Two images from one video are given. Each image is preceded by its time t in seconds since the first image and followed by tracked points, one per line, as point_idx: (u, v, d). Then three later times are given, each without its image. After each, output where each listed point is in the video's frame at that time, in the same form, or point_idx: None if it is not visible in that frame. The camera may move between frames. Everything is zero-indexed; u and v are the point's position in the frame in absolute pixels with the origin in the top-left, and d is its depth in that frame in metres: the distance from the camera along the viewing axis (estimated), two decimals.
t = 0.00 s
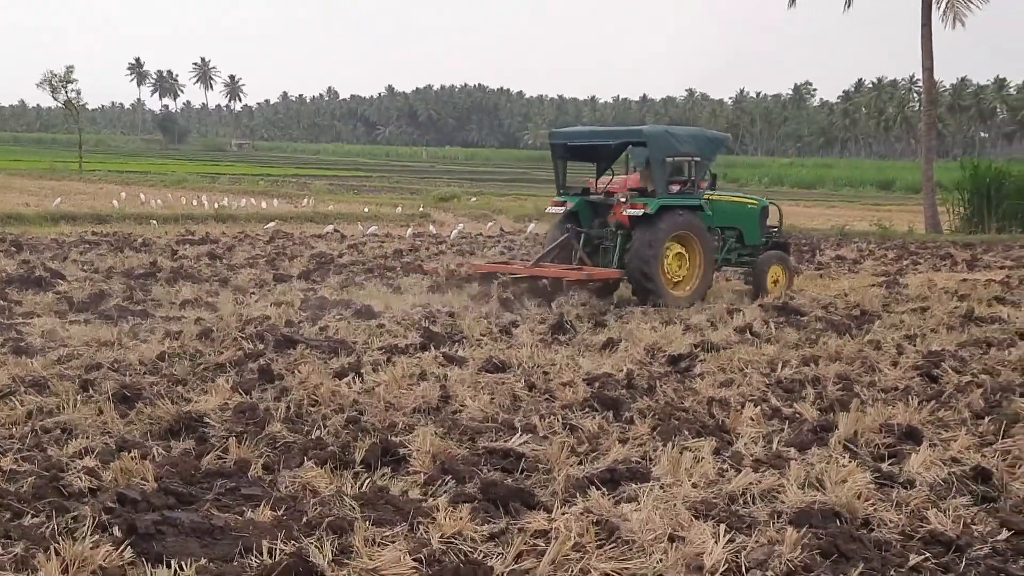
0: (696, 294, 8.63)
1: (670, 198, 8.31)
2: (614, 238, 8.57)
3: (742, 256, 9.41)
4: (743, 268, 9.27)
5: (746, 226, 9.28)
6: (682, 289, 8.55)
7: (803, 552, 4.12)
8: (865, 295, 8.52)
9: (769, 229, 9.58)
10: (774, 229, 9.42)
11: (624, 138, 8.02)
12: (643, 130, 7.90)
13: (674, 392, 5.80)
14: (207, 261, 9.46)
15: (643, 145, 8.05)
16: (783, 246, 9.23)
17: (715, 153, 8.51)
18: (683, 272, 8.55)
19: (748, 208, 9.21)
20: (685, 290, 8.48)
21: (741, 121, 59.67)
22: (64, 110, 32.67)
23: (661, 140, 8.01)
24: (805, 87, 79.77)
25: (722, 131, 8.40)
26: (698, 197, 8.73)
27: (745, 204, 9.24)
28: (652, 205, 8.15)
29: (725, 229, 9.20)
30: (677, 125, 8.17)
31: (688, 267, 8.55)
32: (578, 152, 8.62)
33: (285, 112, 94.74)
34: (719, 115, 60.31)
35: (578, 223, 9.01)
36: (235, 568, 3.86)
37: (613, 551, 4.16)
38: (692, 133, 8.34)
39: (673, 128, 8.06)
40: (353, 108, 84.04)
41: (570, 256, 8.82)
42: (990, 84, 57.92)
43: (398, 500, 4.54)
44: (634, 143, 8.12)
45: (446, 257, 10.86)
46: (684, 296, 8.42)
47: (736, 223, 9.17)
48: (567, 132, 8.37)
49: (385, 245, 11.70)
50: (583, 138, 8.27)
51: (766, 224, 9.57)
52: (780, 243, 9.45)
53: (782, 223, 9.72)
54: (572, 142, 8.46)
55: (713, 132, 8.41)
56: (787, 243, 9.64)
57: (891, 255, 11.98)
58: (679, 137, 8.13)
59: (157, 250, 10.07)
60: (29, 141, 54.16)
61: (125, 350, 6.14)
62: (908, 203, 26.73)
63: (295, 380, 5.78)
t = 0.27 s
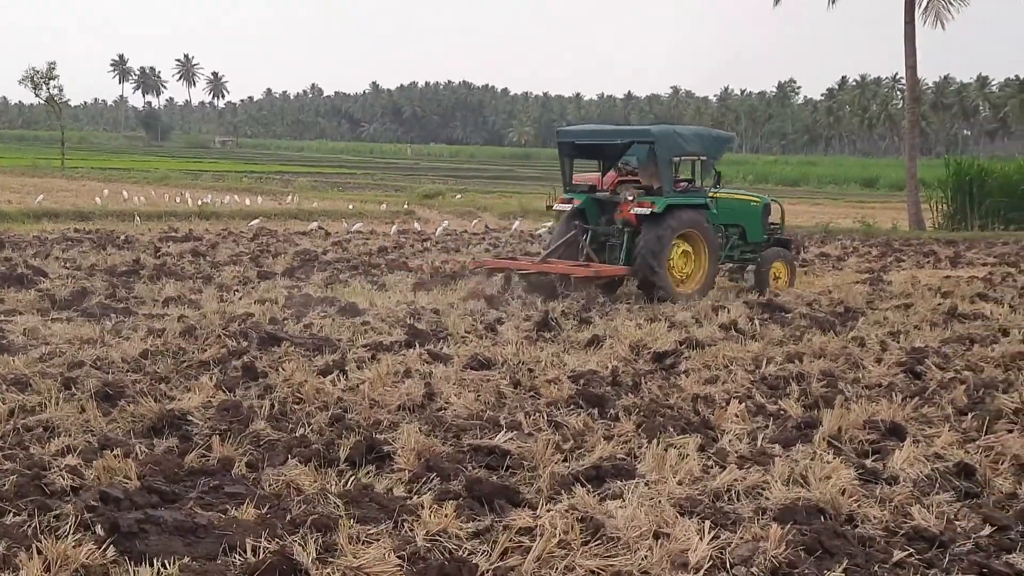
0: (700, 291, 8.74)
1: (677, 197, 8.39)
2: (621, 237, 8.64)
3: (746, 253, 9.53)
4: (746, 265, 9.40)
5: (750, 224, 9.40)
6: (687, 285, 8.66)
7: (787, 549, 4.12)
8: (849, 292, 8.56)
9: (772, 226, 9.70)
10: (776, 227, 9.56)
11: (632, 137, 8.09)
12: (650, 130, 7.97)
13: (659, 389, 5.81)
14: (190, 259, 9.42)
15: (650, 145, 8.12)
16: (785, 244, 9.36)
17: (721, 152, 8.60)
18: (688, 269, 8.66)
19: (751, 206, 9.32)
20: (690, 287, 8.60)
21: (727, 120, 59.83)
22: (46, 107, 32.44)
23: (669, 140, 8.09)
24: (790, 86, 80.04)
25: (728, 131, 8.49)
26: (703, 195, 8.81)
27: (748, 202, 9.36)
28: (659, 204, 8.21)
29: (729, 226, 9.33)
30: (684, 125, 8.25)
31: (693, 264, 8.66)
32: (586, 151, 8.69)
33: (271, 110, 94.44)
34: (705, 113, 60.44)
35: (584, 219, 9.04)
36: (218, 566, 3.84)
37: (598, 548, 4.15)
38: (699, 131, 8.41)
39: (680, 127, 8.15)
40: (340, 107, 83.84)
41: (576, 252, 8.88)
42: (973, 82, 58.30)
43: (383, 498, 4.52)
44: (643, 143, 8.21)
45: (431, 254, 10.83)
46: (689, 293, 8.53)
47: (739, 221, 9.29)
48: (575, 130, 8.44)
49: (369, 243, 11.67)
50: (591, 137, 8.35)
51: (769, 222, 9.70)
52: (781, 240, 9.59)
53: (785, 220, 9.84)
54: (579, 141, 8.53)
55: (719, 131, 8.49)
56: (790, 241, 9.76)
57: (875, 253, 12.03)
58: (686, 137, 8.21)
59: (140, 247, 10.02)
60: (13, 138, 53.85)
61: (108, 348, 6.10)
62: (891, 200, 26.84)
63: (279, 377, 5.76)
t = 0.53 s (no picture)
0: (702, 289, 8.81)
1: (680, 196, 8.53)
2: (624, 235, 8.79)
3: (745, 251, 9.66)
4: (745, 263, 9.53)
5: (750, 222, 9.53)
6: (688, 283, 8.76)
7: (767, 546, 4.13)
8: (829, 291, 8.61)
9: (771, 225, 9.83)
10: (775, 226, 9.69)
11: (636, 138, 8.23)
12: (655, 131, 8.12)
13: (640, 387, 5.82)
14: (169, 258, 9.37)
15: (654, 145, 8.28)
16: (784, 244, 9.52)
17: (722, 153, 8.75)
18: (689, 267, 8.76)
19: (751, 205, 9.44)
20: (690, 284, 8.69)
21: (710, 119, 59.99)
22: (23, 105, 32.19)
23: (672, 141, 8.23)
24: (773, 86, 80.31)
25: (730, 131, 8.64)
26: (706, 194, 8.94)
27: (748, 201, 9.48)
28: (661, 203, 8.36)
29: (729, 224, 9.44)
30: (687, 126, 8.39)
31: (694, 261, 8.76)
32: (589, 151, 8.81)
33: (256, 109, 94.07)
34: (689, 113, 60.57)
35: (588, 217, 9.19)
36: (198, 566, 3.82)
37: (579, 546, 4.15)
38: (701, 132, 8.58)
39: (683, 128, 8.28)
40: (324, 106, 83.59)
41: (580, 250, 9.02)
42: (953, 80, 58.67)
43: (364, 497, 4.50)
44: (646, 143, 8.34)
45: (412, 252, 10.82)
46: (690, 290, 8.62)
47: (739, 219, 9.41)
48: (580, 129, 8.56)
49: (350, 242, 11.64)
50: (595, 137, 8.48)
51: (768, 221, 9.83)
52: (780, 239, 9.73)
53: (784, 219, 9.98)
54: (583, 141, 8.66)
55: (721, 132, 8.64)
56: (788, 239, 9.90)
57: (854, 251, 12.10)
58: (689, 137, 8.35)
59: (119, 246, 9.97)
60: None
61: (86, 348, 6.07)
62: (869, 199, 26.97)
63: (259, 376, 5.74)
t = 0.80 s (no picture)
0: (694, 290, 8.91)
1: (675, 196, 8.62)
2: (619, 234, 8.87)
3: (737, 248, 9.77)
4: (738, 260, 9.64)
5: (742, 220, 9.63)
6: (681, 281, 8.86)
7: (744, 544, 4.14)
8: (804, 290, 8.67)
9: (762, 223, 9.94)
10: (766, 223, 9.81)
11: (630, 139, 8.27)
12: (649, 132, 8.16)
13: (616, 387, 5.83)
14: (142, 257, 9.30)
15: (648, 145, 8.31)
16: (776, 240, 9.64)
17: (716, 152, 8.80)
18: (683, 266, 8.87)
19: (743, 203, 9.54)
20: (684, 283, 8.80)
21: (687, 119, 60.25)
22: None
23: (666, 142, 8.27)
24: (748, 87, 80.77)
25: (724, 131, 8.68)
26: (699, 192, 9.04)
27: (741, 198, 9.58)
28: (656, 204, 8.45)
29: (721, 222, 9.55)
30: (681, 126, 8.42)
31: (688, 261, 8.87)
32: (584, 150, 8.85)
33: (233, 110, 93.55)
34: (666, 113, 60.80)
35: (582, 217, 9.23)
36: (172, 569, 3.77)
37: (556, 546, 4.14)
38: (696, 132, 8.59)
39: (677, 129, 8.31)
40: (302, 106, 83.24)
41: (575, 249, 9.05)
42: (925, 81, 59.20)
43: (339, 498, 4.47)
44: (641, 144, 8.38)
45: (387, 252, 10.78)
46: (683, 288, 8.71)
47: (732, 217, 9.51)
48: (576, 130, 8.59)
49: (324, 241, 11.59)
50: (590, 137, 8.52)
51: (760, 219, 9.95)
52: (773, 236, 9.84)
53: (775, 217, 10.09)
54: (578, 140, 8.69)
55: (716, 131, 8.67)
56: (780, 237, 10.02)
57: (827, 250, 12.20)
58: (683, 138, 8.39)
59: (91, 246, 9.88)
60: None
61: (58, 349, 6.01)
62: (840, 197, 27.18)
63: (233, 377, 5.70)
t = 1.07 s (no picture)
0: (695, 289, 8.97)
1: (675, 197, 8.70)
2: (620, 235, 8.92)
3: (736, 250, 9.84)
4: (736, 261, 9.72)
5: (741, 221, 9.71)
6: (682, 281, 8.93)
7: (727, 545, 4.14)
8: (786, 291, 8.72)
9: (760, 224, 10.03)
10: (763, 224, 9.91)
11: (632, 140, 8.36)
12: (650, 134, 8.25)
13: (599, 388, 5.84)
14: (124, 260, 9.28)
15: (649, 147, 8.40)
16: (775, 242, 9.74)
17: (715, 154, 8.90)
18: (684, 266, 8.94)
19: (741, 205, 9.62)
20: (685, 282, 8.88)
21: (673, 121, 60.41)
22: None
23: (667, 144, 8.36)
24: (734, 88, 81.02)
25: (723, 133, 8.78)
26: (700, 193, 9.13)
27: (739, 200, 9.66)
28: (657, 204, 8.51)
29: (721, 223, 9.62)
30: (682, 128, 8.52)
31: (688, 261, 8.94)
32: (585, 152, 8.94)
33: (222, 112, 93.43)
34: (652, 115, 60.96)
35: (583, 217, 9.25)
36: (154, 572, 3.76)
37: (539, 547, 4.14)
38: (696, 134, 8.69)
39: (678, 131, 8.41)
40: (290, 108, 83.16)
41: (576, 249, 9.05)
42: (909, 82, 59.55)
43: (323, 500, 4.46)
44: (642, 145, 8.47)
45: (370, 254, 10.79)
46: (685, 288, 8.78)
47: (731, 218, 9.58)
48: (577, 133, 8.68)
49: (307, 243, 11.59)
50: (591, 139, 8.60)
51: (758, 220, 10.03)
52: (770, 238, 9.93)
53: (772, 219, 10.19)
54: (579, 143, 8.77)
55: (715, 134, 8.78)
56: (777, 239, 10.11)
57: (809, 250, 12.26)
58: (684, 140, 8.48)
59: (73, 249, 9.86)
60: None
61: (40, 352, 6.00)
62: (820, 198, 27.30)
63: (215, 379, 5.70)
